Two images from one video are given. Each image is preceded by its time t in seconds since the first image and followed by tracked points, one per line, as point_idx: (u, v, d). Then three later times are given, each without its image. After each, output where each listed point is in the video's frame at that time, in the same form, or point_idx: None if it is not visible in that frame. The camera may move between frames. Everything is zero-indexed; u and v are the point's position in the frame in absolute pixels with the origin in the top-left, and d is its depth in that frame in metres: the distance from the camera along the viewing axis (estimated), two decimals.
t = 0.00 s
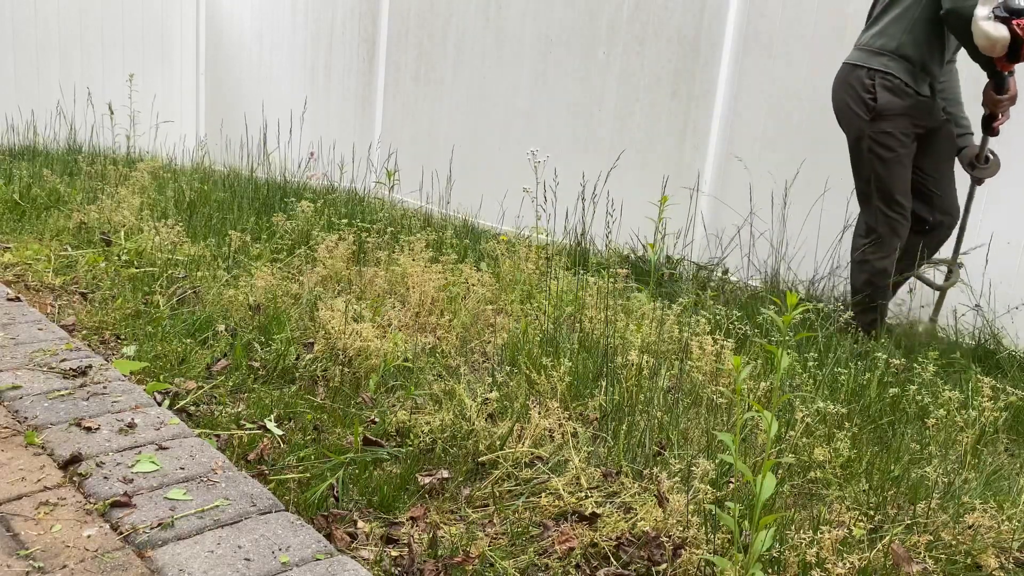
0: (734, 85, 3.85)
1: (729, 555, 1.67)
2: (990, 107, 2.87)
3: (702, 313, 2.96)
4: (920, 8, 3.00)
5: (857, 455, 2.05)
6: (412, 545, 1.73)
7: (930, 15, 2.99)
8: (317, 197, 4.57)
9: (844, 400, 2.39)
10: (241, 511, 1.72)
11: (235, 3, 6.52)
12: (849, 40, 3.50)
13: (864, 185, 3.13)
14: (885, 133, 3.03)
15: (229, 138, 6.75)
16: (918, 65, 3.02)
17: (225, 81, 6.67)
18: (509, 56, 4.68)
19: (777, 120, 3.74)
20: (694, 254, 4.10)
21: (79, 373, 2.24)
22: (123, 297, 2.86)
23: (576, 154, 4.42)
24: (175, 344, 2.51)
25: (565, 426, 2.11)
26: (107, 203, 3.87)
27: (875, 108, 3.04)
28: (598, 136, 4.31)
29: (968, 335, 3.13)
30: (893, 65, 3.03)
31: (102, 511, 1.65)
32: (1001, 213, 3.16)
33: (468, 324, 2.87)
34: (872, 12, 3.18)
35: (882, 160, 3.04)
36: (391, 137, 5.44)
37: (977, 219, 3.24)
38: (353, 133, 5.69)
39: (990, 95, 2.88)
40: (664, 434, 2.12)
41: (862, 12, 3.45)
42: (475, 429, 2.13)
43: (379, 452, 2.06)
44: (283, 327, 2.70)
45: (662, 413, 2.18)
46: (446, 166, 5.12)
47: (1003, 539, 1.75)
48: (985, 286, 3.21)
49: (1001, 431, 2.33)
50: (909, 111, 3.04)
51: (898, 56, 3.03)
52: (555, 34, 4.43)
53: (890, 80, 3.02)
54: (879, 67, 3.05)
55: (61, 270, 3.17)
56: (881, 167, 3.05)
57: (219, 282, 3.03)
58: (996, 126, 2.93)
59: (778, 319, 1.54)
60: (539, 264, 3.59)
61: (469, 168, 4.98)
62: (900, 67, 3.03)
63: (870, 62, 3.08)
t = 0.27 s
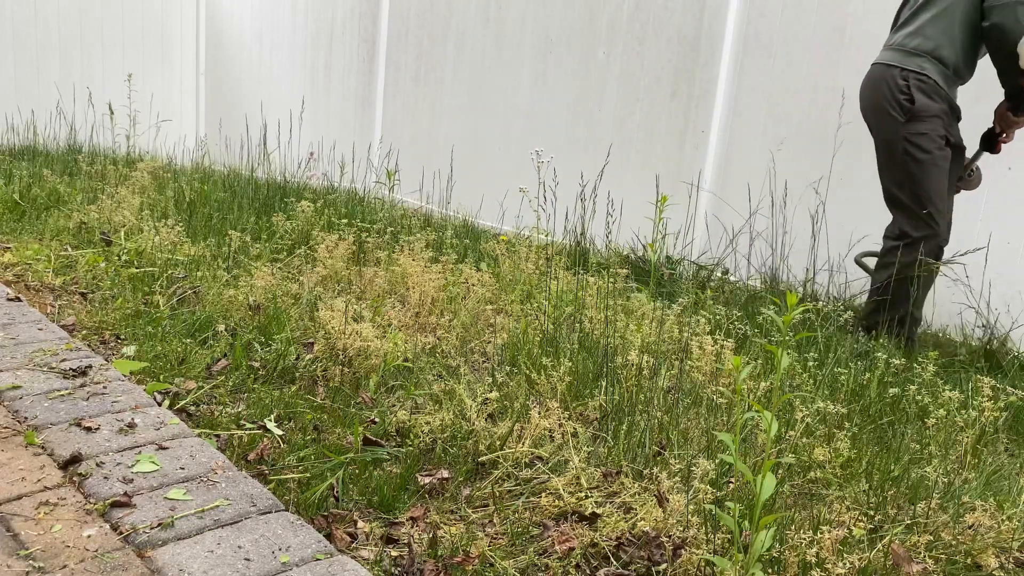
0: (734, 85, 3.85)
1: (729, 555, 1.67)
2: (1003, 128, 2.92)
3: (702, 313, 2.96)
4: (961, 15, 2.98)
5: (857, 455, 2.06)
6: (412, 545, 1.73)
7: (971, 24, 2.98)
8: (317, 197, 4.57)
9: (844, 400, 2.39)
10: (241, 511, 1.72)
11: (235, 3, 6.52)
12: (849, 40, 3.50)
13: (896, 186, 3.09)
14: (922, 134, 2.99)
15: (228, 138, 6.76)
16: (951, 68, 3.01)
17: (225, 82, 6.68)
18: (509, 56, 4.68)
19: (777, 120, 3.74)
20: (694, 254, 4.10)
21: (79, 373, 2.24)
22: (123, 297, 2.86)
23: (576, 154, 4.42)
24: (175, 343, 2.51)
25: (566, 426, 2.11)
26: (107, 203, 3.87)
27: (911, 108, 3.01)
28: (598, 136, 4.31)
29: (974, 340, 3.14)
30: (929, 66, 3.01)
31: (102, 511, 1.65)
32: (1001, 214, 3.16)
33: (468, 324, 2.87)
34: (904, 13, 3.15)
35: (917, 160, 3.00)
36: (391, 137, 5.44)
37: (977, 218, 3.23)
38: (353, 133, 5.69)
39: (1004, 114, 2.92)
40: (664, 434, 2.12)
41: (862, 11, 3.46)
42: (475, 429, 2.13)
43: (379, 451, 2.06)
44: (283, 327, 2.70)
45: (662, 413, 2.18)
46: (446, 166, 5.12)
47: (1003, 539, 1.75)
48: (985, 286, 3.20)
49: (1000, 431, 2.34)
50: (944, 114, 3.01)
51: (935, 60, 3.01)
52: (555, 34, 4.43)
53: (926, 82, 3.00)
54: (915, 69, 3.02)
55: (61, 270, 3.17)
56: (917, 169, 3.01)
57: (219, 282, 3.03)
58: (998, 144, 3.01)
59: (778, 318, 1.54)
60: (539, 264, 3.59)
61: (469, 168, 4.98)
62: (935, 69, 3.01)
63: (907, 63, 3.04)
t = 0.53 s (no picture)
0: (734, 85, 3.85)
1: (729, 555, 1.67)
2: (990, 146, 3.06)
3: (702, 313, 2.96)
4: (982, 15, 2.95)
5: (857, 454, 2.06)
6: (412, 545, 1.73)
7: (992, 27, 2.98)
8: (317, 197, 4.57)
9: (844, 400, 2.39)
10: (241, 511, 1.72)
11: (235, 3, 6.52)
12: (848, 40, 3.49)
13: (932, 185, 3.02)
14: (956, 131, 2.94)
15: (228, 138, 6.76)
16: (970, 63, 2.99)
17: (225, 82, 6.68)
18: (509, 56, 4.68)
19: (777, 120, 3.74)
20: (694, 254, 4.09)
21: (79, 373, 2.24)
22: (123, 297, 2.86)
23: (576, 154, 4.42)
24: (175, 343, 2.51)
25: (566, 426, 2.11)
26: (107, 202, 3.87)
27: (943, 104, 2.96)
28: (598, 136, 4.31)
29: (974, 339, 3.14)
30: (955, 59, 2.97)
31: (102, 511, 1.65)
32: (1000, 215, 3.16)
33: (468, 324, 2.87)
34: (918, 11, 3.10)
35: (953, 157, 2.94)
36: (391, 137, 5.44)
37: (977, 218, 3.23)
38: (353, 133, 5.69)
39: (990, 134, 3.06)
40: (664, 434, 2.12)
41: (862, 12, 3.45)
42: (475, 429, 2.13)
43: (379, 451, 2.06)
44: (283, 327, 2.70)
45: (662, 413, 2.18)
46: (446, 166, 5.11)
47: (1003, 539, 1.75)
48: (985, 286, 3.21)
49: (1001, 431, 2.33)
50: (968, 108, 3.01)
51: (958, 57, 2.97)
52: (555, 34, 4.43)
53: (952, 80, 2.96)
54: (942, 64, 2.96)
55: (61, 270, 3.16)
56: (954, 166, 2.95)
57: (219, 282, 3.03)
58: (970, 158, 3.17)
59: (778, 318, 1.54)
60: (539, 264, 3.59)
61: (469, 168, 4.97)
62: (960, 63, 2.97)
63: (929, 59, 2.97)
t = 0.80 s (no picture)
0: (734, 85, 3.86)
1: (729, 555, 1.67)
2: None
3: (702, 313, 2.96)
4: (1005, 12, 2.85)
5: (857, 455, 2.05)
6: (412, 545, 1.73)
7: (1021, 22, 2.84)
8: (317, 197, 4.57)
9: (844, 400, 2.39)
10: (241, 511, 1.72)
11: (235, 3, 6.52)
12: (848, 40, 3.49)
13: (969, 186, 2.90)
14: (986, 129, 2.83)
15: (228, 138, 6.76)
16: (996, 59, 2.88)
17: (225, 82, 6.68)
18: (509, 56, 4.68)
19: (777, 120, 3.74)
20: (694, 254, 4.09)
21: (79, 373, 2.24)
22: (123, 297, 2.86)
23: (576, 154, 4.42)
24: (175, 344, 2.51)
25: (566, 426, 2.11)
26: (107, 203, 3.87)
27: (971, 103, 2.85)
28: (598, 136, 4.30)
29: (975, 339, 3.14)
30: (979, 58, 2.86)
31: (102, 511, 1.65)
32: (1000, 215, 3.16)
33: (468, 325, 2.87)
34: (937, 13, 3.00)
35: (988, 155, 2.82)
36: (391, 137, 5.44)
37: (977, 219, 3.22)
38: (353, 133, 5.69)
39: None
40: (664, 434, 2.12)
41: (862, 11, 3.44)
42: (475, 429, 2.13)
43: (379, 452, 2.06)
44: (283, 327, 2.70)
45: (662, 413, 2.18)
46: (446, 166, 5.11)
47: (1003, 539, 1.74)
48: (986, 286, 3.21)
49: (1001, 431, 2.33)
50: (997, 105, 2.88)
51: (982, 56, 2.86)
52: (555, 34, 4.43)
53: (979, 79, 2.85)
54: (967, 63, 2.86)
55: (61, 270, 3.17)
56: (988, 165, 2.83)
57: (219, 282, 3.03)
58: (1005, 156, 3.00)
59: (778, 319, 1.54)
60: (539, 264, 3.59)
61: (469, 168, 4.97)
62: (984, 61, 2.86)
63: (952, 60, 2.87)
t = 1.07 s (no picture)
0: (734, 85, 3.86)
1: (728, 555, 1.67)
2: None
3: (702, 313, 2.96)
4: None
5: (857, 455, 2.05)
6: (412, 545, 1.73)
7: None
8: (317, 197, 4.57)
9: (844, 400, 2.39)
10: (241, 511, 1.72)
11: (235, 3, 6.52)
12: (848, 40, 3.49)
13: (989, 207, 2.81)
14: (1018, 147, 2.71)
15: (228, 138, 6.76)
16: None
17: (225, 82, 6.69)
18: (509, 56, 4.68)
19: (777, 120, 3.74)
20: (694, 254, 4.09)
21: (79, 373, 2.24)
22: (123, 297, 2.86)
23: (576, 154, 4.42)
24: (175, 344, 2.51)
25: (566, 426, 2.11)
26: (107, 203, 3.87)
27: (1003, 120, 2.74)
28: (598, 136, 4.31)
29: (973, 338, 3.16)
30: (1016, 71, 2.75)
31: (102, 511, 1.65)
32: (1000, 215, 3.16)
33: (468, 325, 2.87)
34: (979, 20, 2.91)
35: (1008, 177, 2.72)
36: (391, 137, 5.44)
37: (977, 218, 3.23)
38: (353, 133, 5.69)
39: None
40: (664, 434, 2.12)
41: (862, 11, 3.44)
42: (475, 429, 2.13)
43: (379, 452, 2.06)
44: (283, 327, 2.70)
45: (662, 413, 2.18)
46: (446, 167, 5.11)
47: (1003, 539, 1.74)
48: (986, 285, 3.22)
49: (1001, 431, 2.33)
50: None
51: (1021, 67, 2.75)
52: (555, 34, 4.43)
53: (1016, 94, 2.73)
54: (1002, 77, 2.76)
55: (61, 270, 3.17)
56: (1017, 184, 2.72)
57: (219, 282, 3.03)
58: None
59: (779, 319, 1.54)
60: (538, 264, 3.59)
61: (468, 168, 4.97)
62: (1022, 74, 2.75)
63: (985, 71, 2.79)
